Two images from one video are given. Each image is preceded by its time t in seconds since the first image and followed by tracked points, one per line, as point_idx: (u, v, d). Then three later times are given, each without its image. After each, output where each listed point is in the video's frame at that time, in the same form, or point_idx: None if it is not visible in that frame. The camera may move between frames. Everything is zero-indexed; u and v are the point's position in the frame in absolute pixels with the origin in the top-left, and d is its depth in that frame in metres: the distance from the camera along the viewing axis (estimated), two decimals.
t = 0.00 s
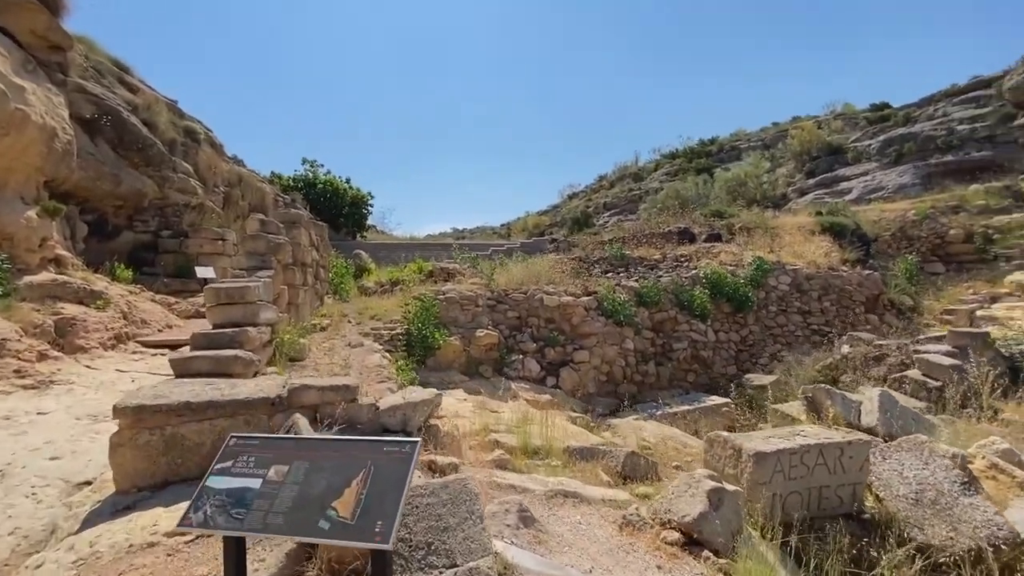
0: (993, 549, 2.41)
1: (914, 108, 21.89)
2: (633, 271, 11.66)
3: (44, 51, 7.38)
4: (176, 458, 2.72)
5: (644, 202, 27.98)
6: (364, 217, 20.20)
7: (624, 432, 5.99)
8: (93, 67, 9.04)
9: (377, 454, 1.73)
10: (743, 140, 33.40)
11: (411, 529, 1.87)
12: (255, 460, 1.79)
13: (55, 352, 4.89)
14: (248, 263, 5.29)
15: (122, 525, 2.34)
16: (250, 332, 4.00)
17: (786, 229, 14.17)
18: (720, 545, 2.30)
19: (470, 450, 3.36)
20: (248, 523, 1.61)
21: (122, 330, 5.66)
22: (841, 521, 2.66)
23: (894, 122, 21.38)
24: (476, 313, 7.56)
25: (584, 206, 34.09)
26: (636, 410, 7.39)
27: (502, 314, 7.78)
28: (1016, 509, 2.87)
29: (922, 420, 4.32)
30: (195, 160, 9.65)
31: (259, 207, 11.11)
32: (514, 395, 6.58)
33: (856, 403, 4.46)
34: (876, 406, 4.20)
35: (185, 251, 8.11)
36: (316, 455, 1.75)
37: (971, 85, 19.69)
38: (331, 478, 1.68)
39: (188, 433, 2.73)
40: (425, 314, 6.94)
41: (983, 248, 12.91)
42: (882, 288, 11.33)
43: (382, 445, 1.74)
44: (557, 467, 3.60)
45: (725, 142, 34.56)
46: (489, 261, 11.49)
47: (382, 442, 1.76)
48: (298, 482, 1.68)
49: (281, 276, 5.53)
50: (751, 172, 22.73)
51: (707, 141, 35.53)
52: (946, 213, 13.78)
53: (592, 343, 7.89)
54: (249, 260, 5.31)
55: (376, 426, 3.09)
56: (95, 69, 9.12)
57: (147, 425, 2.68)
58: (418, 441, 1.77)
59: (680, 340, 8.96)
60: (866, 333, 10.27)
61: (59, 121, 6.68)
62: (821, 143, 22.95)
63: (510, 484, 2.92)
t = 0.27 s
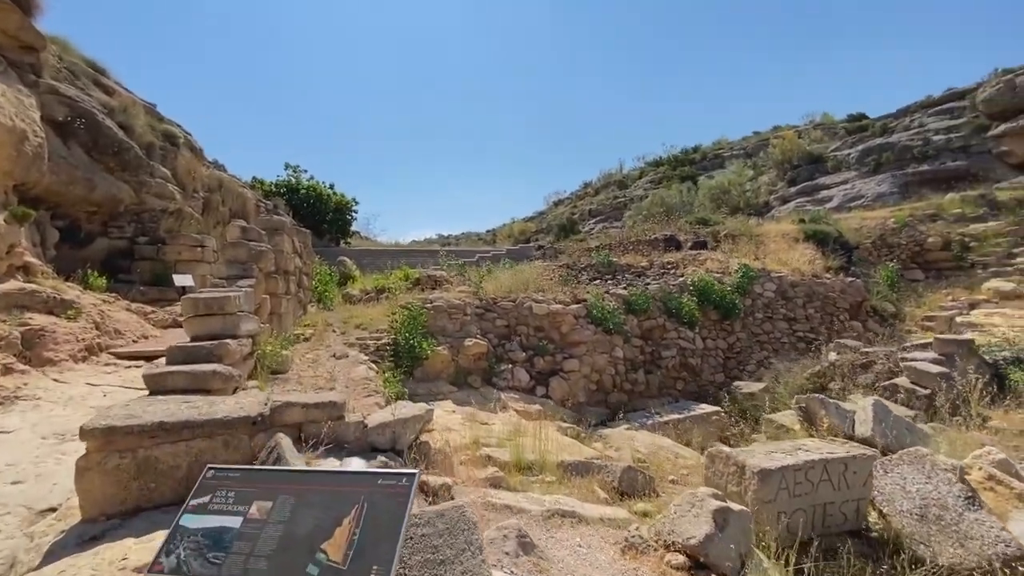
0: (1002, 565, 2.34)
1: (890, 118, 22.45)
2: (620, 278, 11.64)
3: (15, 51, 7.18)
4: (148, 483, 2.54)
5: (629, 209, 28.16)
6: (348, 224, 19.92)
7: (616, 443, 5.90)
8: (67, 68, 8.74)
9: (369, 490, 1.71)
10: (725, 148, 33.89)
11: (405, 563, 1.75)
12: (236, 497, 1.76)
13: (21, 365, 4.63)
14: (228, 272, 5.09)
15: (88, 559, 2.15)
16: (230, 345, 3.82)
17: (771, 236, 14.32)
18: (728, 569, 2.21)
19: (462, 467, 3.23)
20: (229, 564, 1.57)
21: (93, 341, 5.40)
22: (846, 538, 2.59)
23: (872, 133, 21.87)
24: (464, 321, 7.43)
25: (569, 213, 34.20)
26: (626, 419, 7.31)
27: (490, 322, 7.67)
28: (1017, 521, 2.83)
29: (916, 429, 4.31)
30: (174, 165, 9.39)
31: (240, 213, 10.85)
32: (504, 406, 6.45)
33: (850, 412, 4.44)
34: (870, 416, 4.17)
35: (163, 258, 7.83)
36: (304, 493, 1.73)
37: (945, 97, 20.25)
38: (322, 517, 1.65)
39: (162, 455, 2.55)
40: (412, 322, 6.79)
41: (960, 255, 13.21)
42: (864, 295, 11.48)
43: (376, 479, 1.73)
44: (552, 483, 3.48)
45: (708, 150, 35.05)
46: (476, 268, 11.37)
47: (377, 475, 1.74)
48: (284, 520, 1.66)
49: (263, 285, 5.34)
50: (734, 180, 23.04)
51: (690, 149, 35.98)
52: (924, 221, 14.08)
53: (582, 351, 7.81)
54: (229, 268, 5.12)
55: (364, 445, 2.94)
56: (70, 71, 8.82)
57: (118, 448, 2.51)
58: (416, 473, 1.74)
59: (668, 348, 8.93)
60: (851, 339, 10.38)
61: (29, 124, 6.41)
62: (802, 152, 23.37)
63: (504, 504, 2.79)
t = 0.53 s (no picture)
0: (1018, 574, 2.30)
1: (868, 128, 22.99)
2: (608, 284, 11.62)
3: None
4: (124, 502, 2.36)
5: (615, 216, 28.30)
6: (332, 229, 19.63)
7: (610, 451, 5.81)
8: (42, 67, 8.44)
9: (374, 511, 1.64)
10: (708, 156, 34.37)
11: None
12: (223, 521, 1.69)
13: None
14: (210, 277, 4.88)
15: None
16: (212, 353, 3.63)
17: (756, 242, 14.46)
18: None
19: (459, 480, 3.09)
20: None
21: (65, 350, 5.12)
22: (858, 548, 2.53)
23: (851, 142, 22.36)
24: (454, 327, 7.30)
25: (555, 219, 34.26)
26: (618, 426, 7.23)
27: (480, 328, 7.54)
28: None
29: (912, 434, 4.29)
30: (153, 168, 9.11)
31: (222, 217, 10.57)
32: (495, 414, 6.33)
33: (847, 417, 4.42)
34: (867, 421, 4.14)
35: (140, 263, 7.54)
36: (300, 517, 1.67)
37: (920, 107, 20.81)
38: (322, 543, 1.58)
39: (139, 472, 2.38)
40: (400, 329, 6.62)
41: (939, 261, 13.50)
42: (848, 300, 11.63)
43: (381, 500, 1.66)
44: (551, 494, 3.36)
45: (691, 158, 35.52)
46: (464, 274, 11.23)
47: (386, 497, 1.66)
48: (279, 548, 1.59)
49: (247, 290, 5.15)
50: (718, 187, 23.33)
51: (674, 157, 36.42)
52: (904, 228, 14.38)
53: (573, 357, 7.72)
54: (211, 273, 4.91)
55: (356, 457, 2.80)
56: (44, 70, 8.51)
57: (91, 465, 2.33)
58: (427, 494, 1.65)
59: (658, 353, 8.89)
60: (837, 344, 10.48)
61: None
62: (783, 160, 23.78)
63: (505, 518, 2.67)
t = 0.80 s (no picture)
0: None
1: (849, 137, 23.48)
2: (598, 290, 11.56)
3: None
4: (103, 527, 2.16)
5: (601, 222, 28.40)
6: (316, 235, 19.29)
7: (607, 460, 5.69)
8: (16, 66, 8.11)
9: (399, 547, 1.59)
10: (692, 164, 34.79)
11: None
12: (225, 557, 1.59)
13: None
14: (194, 283, 4.66)
15: None
16: (197, 363, 3.44)
17: (743, 248, 14.58)
18: None
19: (462, 496, 2.95)
20: None
21: (37, 360, 4.84)
22: (879, 563, 2.45)
23: (832, 150, 22.81)
24: (446, 335, 7.14)
25: (541, 226, 34.25)
26: (612, 433, 7.13)
27: (472, 335, 7.40)
28: None
29: (914, 441, 4.26)
30: (132, 171, 8.84)
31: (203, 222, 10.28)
32: (489, 424, 6.18)
33: (848, 424, 4.38)
34: (870, 429, 4.10)
35: (117, 269, 7.24)
36: (316, 553, 1.60)
37: (899, 117, 21.33)
38: None
39: (121, 494, 2.19)
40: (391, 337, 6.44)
41: (920, 268, 13.77)
42: (835, 306, 11.75)
43: (408, 534, 1.63)
44: (556, 509, 3.23)
45: (675, 165, 35.91)
46: (453, 280, 11.07)
47: (413, 529, 1.63)
48: None
49: (232, 297, 4.93)
50: (703, 194, 23.56)
51: (659, 165, 36.79)
52: (886, 235, 14.65)
53: (567, 364, 7.61)
54: (194, 279, 4.69)
55: (353, 474, 2.64)
56: (19, 69, 8.19)
57: (67, 487, 2.13)
58: (458, 526, 1.65)
59: (651, 360, 8.82)
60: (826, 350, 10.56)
61: None
62: (767, 168, 24.12)
63: (513, 537, 2.53)
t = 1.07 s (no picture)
0: None
1: (829, 145, 23.96)
2: (588, 295, 11.53)
3: None
4: (80, 552, 2.01)
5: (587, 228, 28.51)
6: (300, 239, 18.97)
7: (602, 468, 5.63)
8: None
9: None
10: (676, 170, 35.18)
11: None
12: None
13: None
14: (176, 288, 4.47)
15: None
16: (181, 373, 3.27)
17: (729, 253, 14.71)
18: None
19: (463, 510, 2.83)
20: None
21: (8, 369, 4.59)
22: (892, 573, 2.42)
23: (813, 158, 23.26)
24: (437, 341, 7.03)
25: (527, 230, 34.25)
26: (605, 440, 7.08)
27: (463, 341, 7.29)
28: None
29: (910, 445, 4.27)
30: (109, 173, 8.56)
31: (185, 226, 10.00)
32: (481, 432, 6.08)
33: (845, 429, 4.39)
34: (868, 434, 4.10)
35: (93, 274, 6.95)
36: None
37: (877, 126, 21.84)
38: None
39: (100, 516, 2.03)
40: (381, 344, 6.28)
41: (901, 273, 14.04)
42: (820, 310, 11.90)
43: (432, 564, 1.53)
44: (558, 520, 3.14)
45: (660, 171, 36.28)
46: (442, 285, 10.94)
47: (439, 560, 1.54)
48: None
49: (217, 303, 4.75)
50: (688, 199, 23.79)
51: (643, 171, 37.14)
52: (867, 241, 14.94)
53: (559, 370, 7.54)
54: (176, 284, 4.49)
55: (350, 490, 2.51)
56: None
57: (41, 509, 1.97)
58: (489, 556, 1.55)
59: (642, 365, 8.79)
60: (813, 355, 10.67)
61: None
62: (750, 175, 24.49)
63: (518, 553, 2.43)
